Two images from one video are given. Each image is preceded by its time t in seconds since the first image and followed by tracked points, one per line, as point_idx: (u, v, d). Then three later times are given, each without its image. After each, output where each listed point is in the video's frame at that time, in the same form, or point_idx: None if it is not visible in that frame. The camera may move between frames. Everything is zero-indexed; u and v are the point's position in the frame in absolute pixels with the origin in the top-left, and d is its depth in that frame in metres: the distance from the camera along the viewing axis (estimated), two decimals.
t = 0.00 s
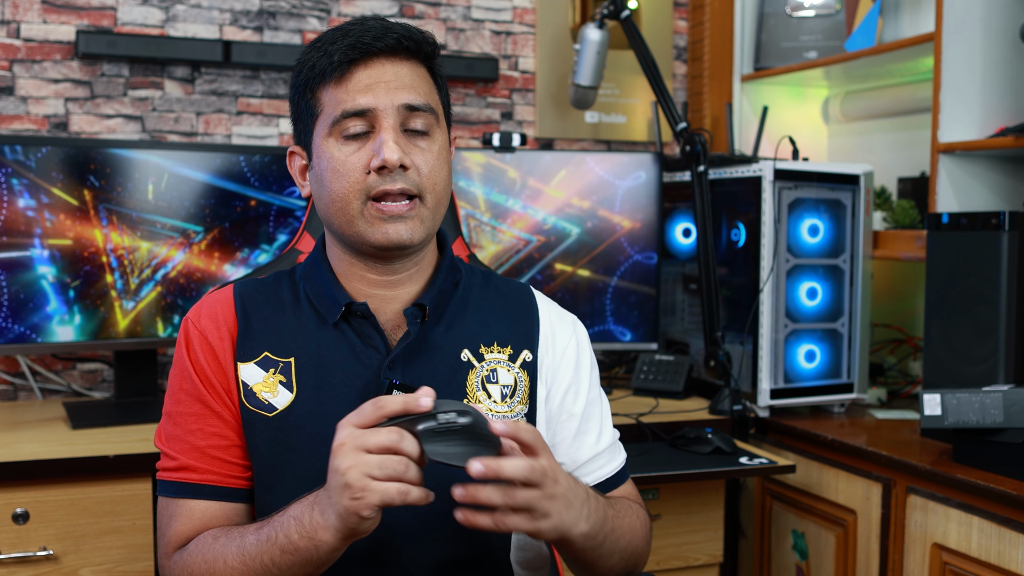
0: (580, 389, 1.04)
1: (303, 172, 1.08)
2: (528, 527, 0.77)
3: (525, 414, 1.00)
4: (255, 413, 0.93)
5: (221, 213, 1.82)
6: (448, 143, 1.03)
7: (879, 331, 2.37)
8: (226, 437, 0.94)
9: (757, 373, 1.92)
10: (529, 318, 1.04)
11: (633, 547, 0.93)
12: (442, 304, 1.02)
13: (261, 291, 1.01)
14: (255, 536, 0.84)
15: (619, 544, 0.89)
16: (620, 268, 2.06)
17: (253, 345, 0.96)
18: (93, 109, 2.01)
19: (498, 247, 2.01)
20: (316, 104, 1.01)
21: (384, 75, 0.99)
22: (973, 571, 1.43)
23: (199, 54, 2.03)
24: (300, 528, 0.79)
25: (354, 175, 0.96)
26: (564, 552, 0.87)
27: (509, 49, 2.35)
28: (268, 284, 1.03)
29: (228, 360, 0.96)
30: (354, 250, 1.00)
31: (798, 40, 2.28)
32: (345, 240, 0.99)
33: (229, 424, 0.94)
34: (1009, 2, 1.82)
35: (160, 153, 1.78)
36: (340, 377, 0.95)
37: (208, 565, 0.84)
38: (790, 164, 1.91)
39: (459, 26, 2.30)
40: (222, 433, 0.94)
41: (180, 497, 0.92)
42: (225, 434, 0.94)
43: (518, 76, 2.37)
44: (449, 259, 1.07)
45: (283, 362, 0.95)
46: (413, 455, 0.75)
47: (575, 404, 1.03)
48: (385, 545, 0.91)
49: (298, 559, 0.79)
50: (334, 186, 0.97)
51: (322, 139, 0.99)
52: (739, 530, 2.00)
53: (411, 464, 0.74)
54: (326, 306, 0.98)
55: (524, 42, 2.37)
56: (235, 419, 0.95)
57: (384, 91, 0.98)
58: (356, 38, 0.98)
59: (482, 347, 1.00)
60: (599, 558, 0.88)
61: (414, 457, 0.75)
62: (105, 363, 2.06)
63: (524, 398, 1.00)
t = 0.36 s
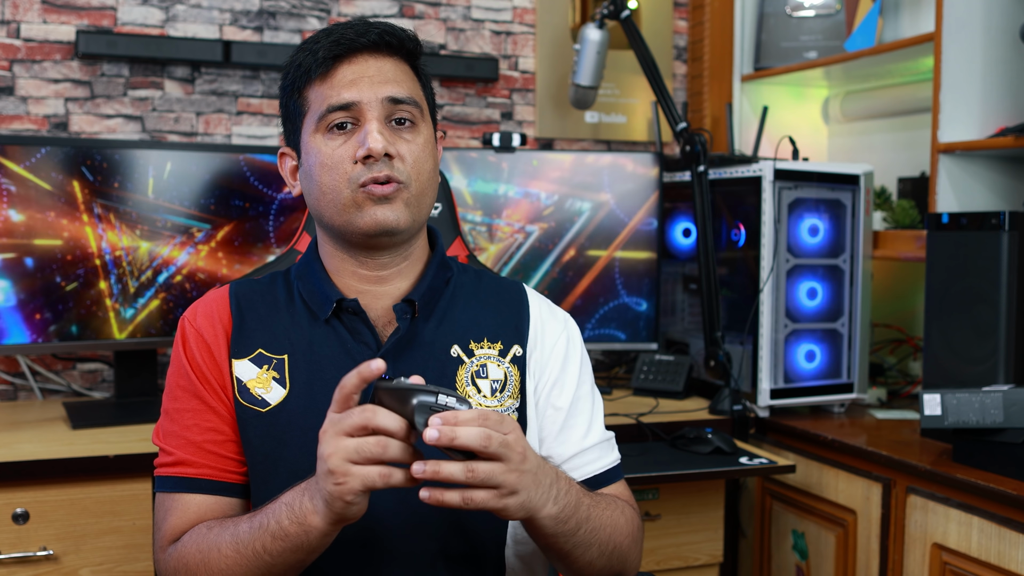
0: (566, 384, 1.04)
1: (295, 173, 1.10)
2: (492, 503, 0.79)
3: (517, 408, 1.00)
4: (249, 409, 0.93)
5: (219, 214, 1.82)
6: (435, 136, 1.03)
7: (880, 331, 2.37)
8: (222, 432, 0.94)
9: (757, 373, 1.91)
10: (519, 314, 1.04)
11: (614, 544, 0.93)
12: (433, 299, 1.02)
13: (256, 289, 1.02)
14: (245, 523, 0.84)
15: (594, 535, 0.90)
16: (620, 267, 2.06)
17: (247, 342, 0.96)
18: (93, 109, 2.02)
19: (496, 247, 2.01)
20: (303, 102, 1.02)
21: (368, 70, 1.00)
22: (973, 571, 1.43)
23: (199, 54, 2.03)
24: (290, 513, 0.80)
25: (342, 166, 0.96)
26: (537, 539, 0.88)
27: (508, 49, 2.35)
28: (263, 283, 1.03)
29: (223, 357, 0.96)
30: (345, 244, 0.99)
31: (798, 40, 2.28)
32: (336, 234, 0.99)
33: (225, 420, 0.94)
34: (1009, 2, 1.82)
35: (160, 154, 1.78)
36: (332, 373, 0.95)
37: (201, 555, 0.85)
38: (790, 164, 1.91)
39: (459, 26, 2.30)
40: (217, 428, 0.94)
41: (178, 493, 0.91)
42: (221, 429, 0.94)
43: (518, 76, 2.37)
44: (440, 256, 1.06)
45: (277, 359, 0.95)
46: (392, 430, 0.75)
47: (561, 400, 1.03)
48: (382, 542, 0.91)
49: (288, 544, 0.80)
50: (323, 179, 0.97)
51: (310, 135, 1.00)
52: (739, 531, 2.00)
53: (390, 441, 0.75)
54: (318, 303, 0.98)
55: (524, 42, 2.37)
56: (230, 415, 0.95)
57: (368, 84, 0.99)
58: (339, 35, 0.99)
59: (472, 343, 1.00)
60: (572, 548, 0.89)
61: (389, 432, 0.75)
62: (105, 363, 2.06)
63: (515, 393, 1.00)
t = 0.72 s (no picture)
0: (559, 382, 1.04)
1: (293, 174, 1.10)
2: (494, 508, 0.77)
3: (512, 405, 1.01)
4: (248, 406, 0.93)
5: (219, 212, 1.82)
6: (430, 134, 1.03)
7: (880, 331, 2.37)
8: (222, 428, 0.94)
9: (757, 373, 1.91)
10: (515, 313, 1.04)
11: (603, 546, 0.93)
12: (429, 299, 1.02)
13: (255, 289, 1.02)
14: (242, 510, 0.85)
15: (584, 536, 0.90)
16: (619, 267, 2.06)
17: (246, 340, 0.96)
18: (93, 109, 2.01)
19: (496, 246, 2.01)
20: (300, 102, 1.02)
21: (363, 69, 1.00)
22: (973, 571, 1.43)
23: (199, 54, 2.03)
24: (286, 495, 0.80)
25: (338, 164, 0.96)
26: (525, 537, 0.87)
27: (508, 49, 2.35)
28: (262, 283, 1.03)
29: (222, 354, 0.96)
30: (342, 243, 0.99)
31: (798, 40, 2.28)
32: (333, 232, 0.99)
33: (224, 416, 0.94)
34: (1009, 3, 1.82)
35: (159, 153, 1.77)
36: (330, 371, 0.95)
37: (200, 545, 0.85)
38: (790, 164, 1.91)
39: (459, 26, 2.30)
40: (217, 423, 0.93)
41: (179, 488, 0.91)
42: (221, 425, 0.94)
43: (518, 76, 2.37)
44: (438, 256, 1.06)
45: (276, 357, 0.95)
46: (384, 399, 0.75)
47: (554, 398, 1.03)
48: (382, 542, 0.91)
49: (284, 526, 0.80)
50: (319, 178, 0.97)
51: (307, 134, 1.00)
52: (739, 530, 2.00)
53: (378, 413, 0.74)
54: (315, 301, 0.98)
55: (524, 42, 2.37)
56: (230, 411, 0.95)
57: (363, 83, 0.99)
58: (334, 34, 0.99)
59: (469, 341, 1.01)
60: (562, 548, 0.89)
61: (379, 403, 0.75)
62: (105, 363, 2.06)
63: (510, 389, 1.01)
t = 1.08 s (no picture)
0: (560, 384, 1.04)
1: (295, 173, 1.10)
2: (491, 496, 0.77)
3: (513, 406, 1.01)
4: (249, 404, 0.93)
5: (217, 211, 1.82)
6: (434, 138, 1.03)
7: (880, 331, 2.37)
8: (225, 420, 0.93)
9: (757, 373, 1.91)
10: (517, 315, 1.05)
11: (604, 549, 0.93)
12: (430, 299, 1.02)
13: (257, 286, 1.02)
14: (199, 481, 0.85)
15: (586, 537, 0.90)
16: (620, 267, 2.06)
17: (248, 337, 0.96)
18: (93, 109, 2.02)
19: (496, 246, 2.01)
20: (304, 103, 1.01)
21: (368, 72, 1.00)
22: (973, 571, 1.43)
23: (199, 54, 2.03)
24: (224, 447, 0.81)
25: (341, 166, 0.96)
26: (527, 532, 0.87)
27: (508, 49, 2.35)
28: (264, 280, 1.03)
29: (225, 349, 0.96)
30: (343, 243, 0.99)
31: (798, 40, 2.28)
32: (334, 232, 0.99)
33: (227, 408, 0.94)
34: (1009, 3, 1.82)
35: (156, 153, 1.77)
36: (330, 370, 0.95)
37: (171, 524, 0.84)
38: (790, 164, 1.91)
39: (459, 26, 2.30)
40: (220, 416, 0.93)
41: (178, 477, 0.90)
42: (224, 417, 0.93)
43: (518, 76, 2.37)
44: (439, 256, 1.06)
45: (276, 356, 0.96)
46: (280, 309, 0.73)
47: (555, 400, 1.03)
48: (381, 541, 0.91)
49: (226, 474, 0.79)
50: (322, 179, 0.97)
51: (311, 135, 0.99)
52: (739, 531, 2.00)
53: (269, 319, 0.73)
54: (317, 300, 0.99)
55: (524, 42, 2.37)
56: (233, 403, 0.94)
57: (369, 86, 0.99)
58: (340, 36, 0.99)
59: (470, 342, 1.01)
60: (563, 548, 0.89)
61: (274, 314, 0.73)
62: (105, 363, 2.06)
63: (511, 390, 1.01)
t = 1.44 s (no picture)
0: (566, 389, 1.04)
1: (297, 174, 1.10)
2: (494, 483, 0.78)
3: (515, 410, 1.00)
4: (247, 409, 0.93)
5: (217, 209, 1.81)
6: (436, 139, 1.03)
7: (880, 331, 2.37)
8: (219, 433, 0.94)
9: (757, 373, 1.91)
10: (520, 319, 1.04)
11: (616, 547, 0.93)
12: (433, 302, 1.02)
13: (257, 290, 1.02)
14: (233, 520, 0.85)
15: (597, 534, 0.90)
16: (619, 267, 2.06)
17: (246, 342, 0.96)
18: (93, 109, 2.02)
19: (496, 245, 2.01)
20: (305, 103, 1.01)
21: (369, 72, 1.00)
22: (973, 571, 1.43)
23: (199, 54, 2.03)
24: (280, 506, 0.81)
25: (342, 167, 0.96)
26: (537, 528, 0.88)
27: (508, 49, 2.35)
28: (265, 284, 1.03)
29: (222, 357, 0.96)
30: (344, 244, 0.99)
31: (798, 40, 2.28)
32: (335, 233, 0.99)
33: (223, 420, 0.94)
34: (1009, 3, 1.82)
35: (155, 153, 1.77)
36: (330, 373, 0.95)
37: (188, 548, 0.85)
38: (790, 164, 1.91)
39: (459, 26, 2.30)
40: (214, 429, 0.93)
41: (170, 489, 0.91)
42: (219, 430, 0.94)
43: (518, 76, 2.37)
44: (441, 259, 1.06)
45: (275, 360, 0.95)
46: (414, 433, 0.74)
47: (561, 405, 1.03)
48: (382, 541, 0.91)
49: (273, 535, 0.81)
50: (322, 180, 0.97)
51: (311, 136, 1.00)
52: (739, 531, 2.00)
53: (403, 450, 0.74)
54: (317, 303, 0.99)
55: (524, 42, 2.37)
56: (228, 416, 0.95)
57: (370, 86, 0.99)
58: (340, 37, 0.99)
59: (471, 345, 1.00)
60: (573, 544, 0.89)
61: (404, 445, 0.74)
62: (105, 363, 2.06)
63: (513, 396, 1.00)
